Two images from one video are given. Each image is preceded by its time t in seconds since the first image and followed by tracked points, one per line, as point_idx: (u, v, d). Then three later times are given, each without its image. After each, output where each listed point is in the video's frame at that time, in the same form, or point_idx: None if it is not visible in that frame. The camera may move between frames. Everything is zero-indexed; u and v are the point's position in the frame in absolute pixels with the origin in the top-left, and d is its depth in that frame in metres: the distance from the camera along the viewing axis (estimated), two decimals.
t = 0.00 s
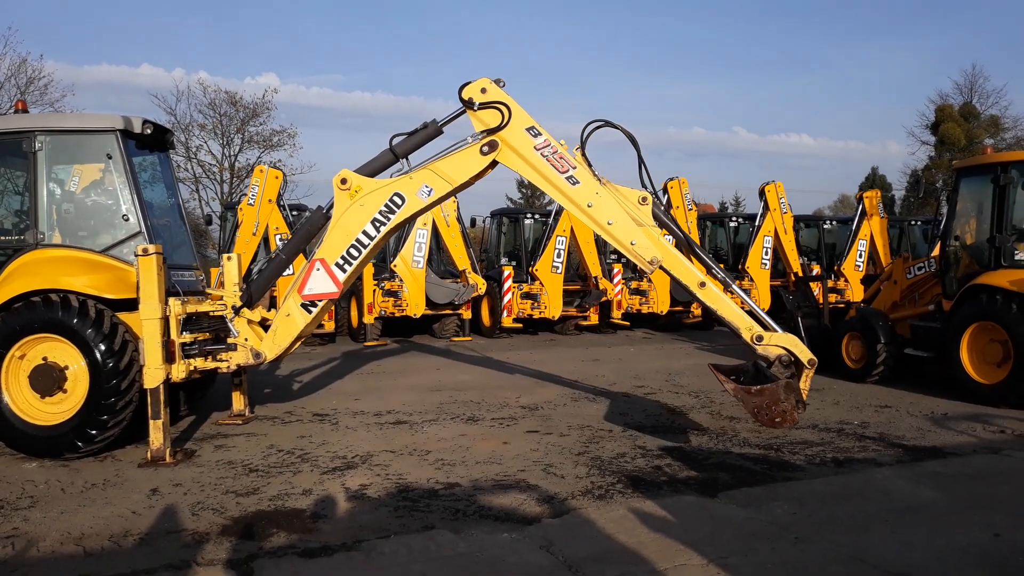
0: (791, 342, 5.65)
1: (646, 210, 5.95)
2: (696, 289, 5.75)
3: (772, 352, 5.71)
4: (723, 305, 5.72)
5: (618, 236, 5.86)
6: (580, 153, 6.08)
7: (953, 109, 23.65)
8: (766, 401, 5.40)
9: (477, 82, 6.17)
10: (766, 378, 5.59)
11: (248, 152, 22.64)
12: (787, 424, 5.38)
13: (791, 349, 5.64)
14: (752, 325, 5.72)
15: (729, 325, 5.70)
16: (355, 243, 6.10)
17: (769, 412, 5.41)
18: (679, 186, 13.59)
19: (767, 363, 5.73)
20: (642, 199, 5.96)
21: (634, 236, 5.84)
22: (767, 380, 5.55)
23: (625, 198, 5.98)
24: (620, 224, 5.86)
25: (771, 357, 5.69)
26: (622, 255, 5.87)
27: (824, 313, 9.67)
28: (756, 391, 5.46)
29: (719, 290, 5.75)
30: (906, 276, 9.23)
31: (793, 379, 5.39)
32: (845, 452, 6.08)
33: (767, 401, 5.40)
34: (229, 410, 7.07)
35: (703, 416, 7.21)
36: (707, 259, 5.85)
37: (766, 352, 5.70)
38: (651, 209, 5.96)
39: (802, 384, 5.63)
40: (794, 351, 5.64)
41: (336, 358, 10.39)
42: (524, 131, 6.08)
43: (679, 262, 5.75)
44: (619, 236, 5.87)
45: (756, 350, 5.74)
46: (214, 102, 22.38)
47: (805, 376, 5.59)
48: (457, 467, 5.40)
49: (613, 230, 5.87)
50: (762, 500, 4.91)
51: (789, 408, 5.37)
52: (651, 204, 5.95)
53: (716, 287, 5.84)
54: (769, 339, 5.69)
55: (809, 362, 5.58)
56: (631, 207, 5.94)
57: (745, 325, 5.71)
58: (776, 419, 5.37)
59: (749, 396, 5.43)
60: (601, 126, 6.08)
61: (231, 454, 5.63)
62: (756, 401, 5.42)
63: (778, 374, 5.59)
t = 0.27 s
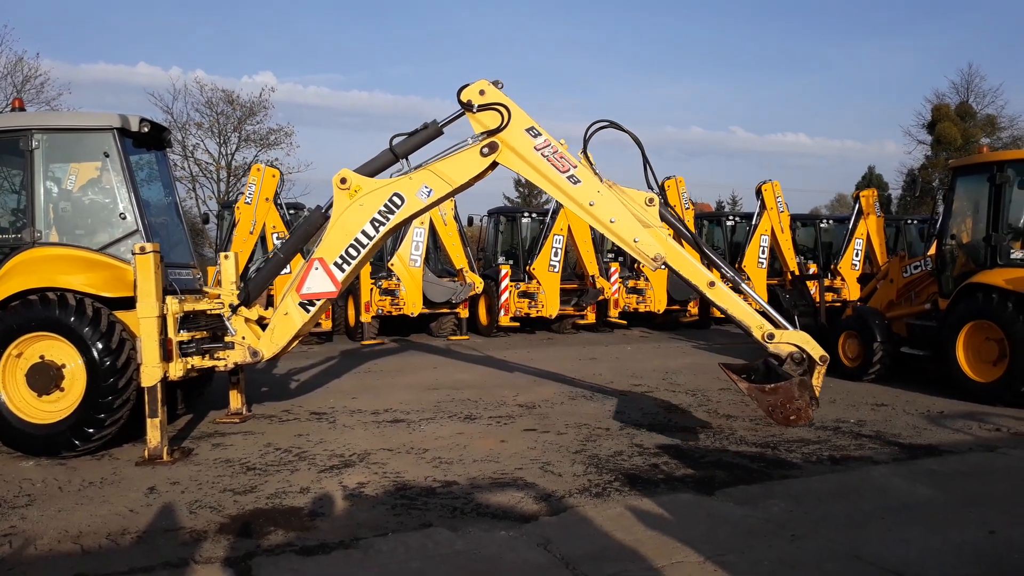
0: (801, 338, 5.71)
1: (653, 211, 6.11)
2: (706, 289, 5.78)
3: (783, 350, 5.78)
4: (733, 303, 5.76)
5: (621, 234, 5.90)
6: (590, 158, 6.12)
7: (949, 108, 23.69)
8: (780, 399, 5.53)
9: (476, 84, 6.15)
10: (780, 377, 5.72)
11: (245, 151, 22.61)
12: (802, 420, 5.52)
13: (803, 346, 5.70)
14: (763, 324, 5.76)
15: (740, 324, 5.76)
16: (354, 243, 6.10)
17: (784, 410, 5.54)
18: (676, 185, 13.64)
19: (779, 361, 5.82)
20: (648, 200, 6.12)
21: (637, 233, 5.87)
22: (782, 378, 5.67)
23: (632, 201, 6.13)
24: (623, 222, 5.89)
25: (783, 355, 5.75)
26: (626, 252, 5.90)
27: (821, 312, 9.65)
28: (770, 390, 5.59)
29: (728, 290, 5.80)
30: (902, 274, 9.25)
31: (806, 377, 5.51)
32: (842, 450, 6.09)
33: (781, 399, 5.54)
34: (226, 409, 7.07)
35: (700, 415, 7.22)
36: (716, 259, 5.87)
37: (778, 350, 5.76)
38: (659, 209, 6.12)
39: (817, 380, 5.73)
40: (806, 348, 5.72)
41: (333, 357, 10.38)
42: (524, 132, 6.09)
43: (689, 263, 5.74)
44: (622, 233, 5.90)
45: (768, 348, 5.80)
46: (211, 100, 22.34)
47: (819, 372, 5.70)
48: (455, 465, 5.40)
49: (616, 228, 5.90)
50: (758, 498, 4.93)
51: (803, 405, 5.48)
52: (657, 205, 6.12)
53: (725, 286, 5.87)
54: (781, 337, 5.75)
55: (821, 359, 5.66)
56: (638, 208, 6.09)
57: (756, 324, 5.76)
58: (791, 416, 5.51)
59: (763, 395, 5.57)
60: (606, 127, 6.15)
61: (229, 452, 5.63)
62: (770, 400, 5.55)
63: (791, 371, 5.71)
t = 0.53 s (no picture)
0: (812, 339, 5.76)
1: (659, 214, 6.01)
2: (715, 292, 5.79)
3: (794, 351, 5.81)
4: (742, 306, 5.78)
5: (624, 234, 5.89)
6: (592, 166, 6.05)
7: (945, 107, 23.73)
8: (793, 401, 5.49)
9: (473, 87, 6.13)
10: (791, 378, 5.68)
11: (241, 150, 22.56)
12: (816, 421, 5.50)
13: (814, 346, 5.75)
14: (773, 325, 5.79)
15: (751, 326, 5.78)
16: (351, 243, 6.08)
17: (797, 412, 5.50)
18: (674, 182, 13.62)
19: (790, 363, 5.85)
20: (655, 204, 6.03)
21: (639, 233, 5.86)
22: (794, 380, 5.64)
23: (638, 203, 6.06)
24: (625, 222, 5.88)
25: (794, 356, 5.78)
26: (628, 252, 5.89)
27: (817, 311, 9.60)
28: (783, 392, 5.54)
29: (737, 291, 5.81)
30: (898, 274, 9.25)
31: (820, 378, 5.49)
32: (837, 449, 6.09)
33: (794, 400, 5.50)
34: (221, 408, 7.05)
35: (696, 414, 7.22)
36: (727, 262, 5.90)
37: (789, 351, 5.79)
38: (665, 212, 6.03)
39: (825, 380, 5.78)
40: (817, 348, 5.77)
41: (329, 357, 10.37)
42: (524, 134, 6.08)
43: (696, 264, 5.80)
44: (624, 234, 5.89)
45: (778, 350, 5.82)
46: (207, 99, 22.30)
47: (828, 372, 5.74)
48: (450, 465, 5.39)
49: (618, 228, 5.89)
50: (754, 497, 4.92)
51: (816, 407, 5.47)
52: (664, 208, 6.02)
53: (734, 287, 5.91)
54: (791, 338, 5.79)
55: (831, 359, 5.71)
56: (643, 211, 6.01)
57: (766, 325, 5.79)
58: (805, 418, 5.48)
59: (777, 397, 5.51)
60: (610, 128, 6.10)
61: (224, 452, 5.62)
62: (784, 402, 5.50)
63: (803, 372, 5.69)
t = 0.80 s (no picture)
0: (818, 340, 5.66)
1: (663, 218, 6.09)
2: (721, 296, 5.75)
3: (801, 353, 5.71)
4: (748, 308, 5.71)
5: (623, 236, 5.87)
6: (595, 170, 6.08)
7: (938, 108, 23.87)
8: (803, 402, 5.41)
9: (470, 93, 6.18)
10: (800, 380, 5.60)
11: (235, 150, 22.53)
12: (827, 423, 5.39)
13: (821, 347, 5.64)
14: (779, 327, 5.72)
15: (757, 328, 5.72)
16: (348, 245, 6.08)
17: (808, 413, 5.41)
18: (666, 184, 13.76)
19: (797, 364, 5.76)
20: (659, 209, 6.11)
21: (639, 235, 5.85)
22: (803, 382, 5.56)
23: (642, 210, 6.11)
24: (624, 224, 5.86)
25: (801, 358, 5.70)
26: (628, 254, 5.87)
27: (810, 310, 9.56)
28: (792, 394, 5.47)
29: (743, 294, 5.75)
30: (890, 273, 9.32)
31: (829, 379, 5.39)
32: (830, 447, 6.13)
33: (804, 402, 5.41)
34: (216, 408, 7.05)
35: (690, 413, 7.26)
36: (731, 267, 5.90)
37: (796, 353, 5.70)
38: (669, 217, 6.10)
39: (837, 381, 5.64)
40: (824, 350, 5.66)
41: (324, 357, 10.37)
42: (521, 139, 6.07)
43: (698, 266, 5.75)
44: (623, 235, 5.87)
45: (785, 351, 5.73)
46: (201, 99, 22.26)
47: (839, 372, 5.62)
48: (445, 464, 5.41)
49: (617, 230, 5.88)
50: (747, 495, 4.95)
51: (827, 407, 5.37)
52: (668, 213, 6.10)
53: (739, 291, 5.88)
54: (798, 340, 5.69)
55: (839, 360, 5.59)
56: (648, 217, 6.08)
57: (772, 328, 5.71)
58: (815, 420, 5.38)
59: (786, 399, 5.44)
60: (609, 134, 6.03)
61: (218, 451, 5.63)
62: (792, 404, 5.43)
63: (812, 373, 5.60)
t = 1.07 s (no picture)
0: (827, 340, 5.70)
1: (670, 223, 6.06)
2: (729, 298, 5.80)
3: (811, 353, 5.74)
4: (756, 310, 5.76)
5: (624, 237, 5.92)
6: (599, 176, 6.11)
7: (932, 108, 23.95)
8: (815, 404, 5.45)
9: (469, 97, 6.17)
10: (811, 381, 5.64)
11: (231, 149, 22.50)
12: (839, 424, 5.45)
13: (830, 347, 5.69)
14: (788, 328, 5.76)
15: (766, 330, 5.75)
16: (346, 246, 6.08)
17: (820, 415, 5.45)
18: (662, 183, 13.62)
19: (807, 365, 5.79)
20: (666, 212, 6.06)
21: (641, 235, 5.89)
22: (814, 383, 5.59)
23: (649, 214, 6.09)
24: (626, 225, 5.90)
25: (812, 359, 5.72)
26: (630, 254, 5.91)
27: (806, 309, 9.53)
28: (804, 396, 5.49)
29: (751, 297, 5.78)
30: (885, 272, 9.35)
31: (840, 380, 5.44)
32: (825, 446, 6.15)
33: (816, 404, 5.45)
34: (211, 407, 7.04)
35: (686, 412, 7.27)
36: (738, 268, 5.90)
37: (806, 354, 5.73)
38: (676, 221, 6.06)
39: (847, 381, 5.69)
40: (834, 350, 5.70)
41: (320, 356, 10.37)
42: (520, 142, 6.11)
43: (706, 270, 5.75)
44: (625, 236, 5.92)
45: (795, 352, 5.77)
46: (196, 98, 22.23)
47: (847, 373, 5.68)
48: (441, 463, 5.41)
49: (619, 231, 5.92)
50: (742, 493, 4.97)
51: (839, 408, 5.42)
52: (674, 217, 6.06)
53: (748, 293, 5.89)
54: (808, 341, 5.72)
55: (849, 360, 5.64)
56: (655, 221, 6.05)
57: (782, 328, 5.75)
58: (828, 421, 5.43)
59: (799, 401, 5.46)
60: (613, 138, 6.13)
61: (214, 450, 5.62)
62: (805, 406, 5.45)
63: (822, 374, 5.64)
